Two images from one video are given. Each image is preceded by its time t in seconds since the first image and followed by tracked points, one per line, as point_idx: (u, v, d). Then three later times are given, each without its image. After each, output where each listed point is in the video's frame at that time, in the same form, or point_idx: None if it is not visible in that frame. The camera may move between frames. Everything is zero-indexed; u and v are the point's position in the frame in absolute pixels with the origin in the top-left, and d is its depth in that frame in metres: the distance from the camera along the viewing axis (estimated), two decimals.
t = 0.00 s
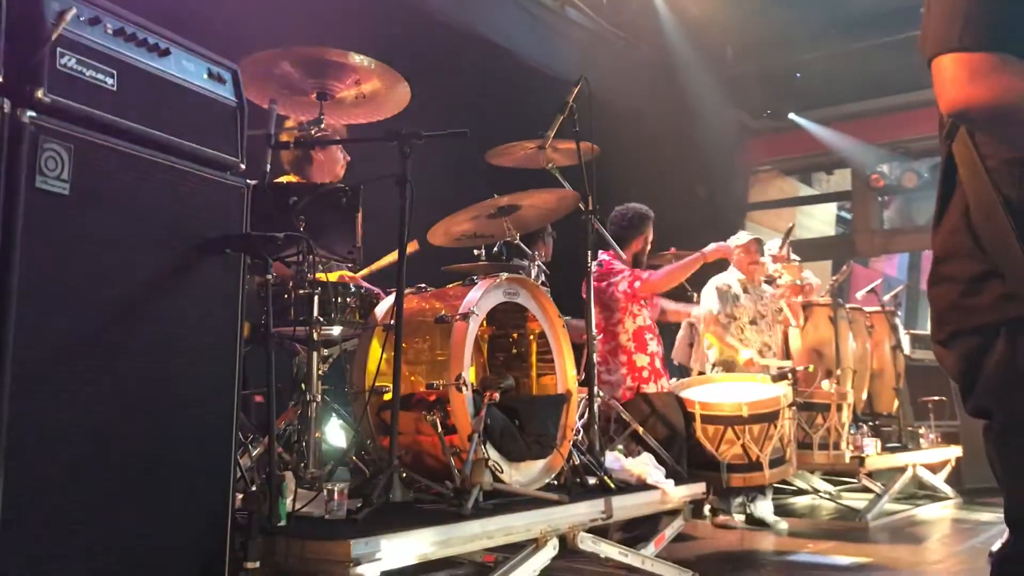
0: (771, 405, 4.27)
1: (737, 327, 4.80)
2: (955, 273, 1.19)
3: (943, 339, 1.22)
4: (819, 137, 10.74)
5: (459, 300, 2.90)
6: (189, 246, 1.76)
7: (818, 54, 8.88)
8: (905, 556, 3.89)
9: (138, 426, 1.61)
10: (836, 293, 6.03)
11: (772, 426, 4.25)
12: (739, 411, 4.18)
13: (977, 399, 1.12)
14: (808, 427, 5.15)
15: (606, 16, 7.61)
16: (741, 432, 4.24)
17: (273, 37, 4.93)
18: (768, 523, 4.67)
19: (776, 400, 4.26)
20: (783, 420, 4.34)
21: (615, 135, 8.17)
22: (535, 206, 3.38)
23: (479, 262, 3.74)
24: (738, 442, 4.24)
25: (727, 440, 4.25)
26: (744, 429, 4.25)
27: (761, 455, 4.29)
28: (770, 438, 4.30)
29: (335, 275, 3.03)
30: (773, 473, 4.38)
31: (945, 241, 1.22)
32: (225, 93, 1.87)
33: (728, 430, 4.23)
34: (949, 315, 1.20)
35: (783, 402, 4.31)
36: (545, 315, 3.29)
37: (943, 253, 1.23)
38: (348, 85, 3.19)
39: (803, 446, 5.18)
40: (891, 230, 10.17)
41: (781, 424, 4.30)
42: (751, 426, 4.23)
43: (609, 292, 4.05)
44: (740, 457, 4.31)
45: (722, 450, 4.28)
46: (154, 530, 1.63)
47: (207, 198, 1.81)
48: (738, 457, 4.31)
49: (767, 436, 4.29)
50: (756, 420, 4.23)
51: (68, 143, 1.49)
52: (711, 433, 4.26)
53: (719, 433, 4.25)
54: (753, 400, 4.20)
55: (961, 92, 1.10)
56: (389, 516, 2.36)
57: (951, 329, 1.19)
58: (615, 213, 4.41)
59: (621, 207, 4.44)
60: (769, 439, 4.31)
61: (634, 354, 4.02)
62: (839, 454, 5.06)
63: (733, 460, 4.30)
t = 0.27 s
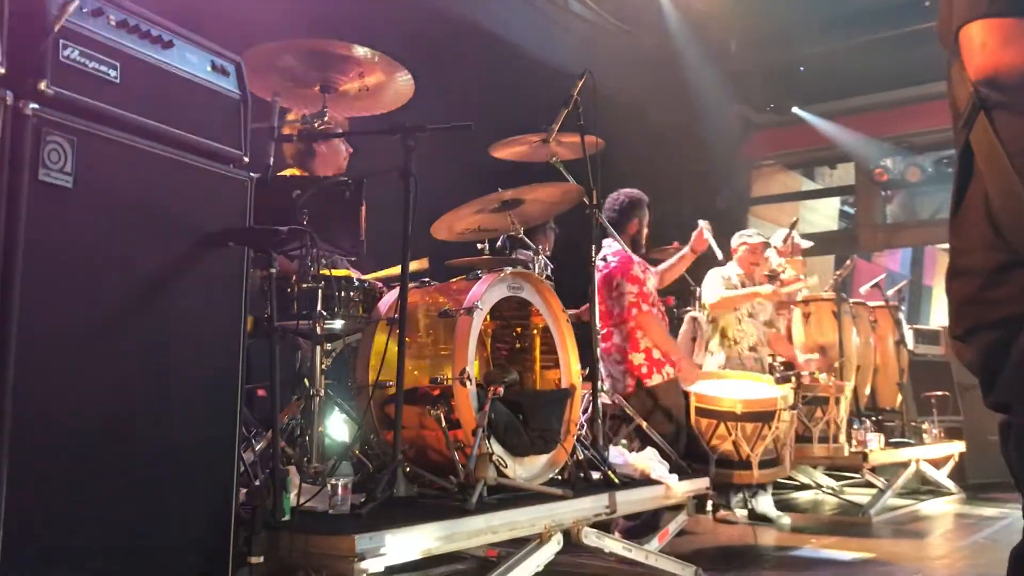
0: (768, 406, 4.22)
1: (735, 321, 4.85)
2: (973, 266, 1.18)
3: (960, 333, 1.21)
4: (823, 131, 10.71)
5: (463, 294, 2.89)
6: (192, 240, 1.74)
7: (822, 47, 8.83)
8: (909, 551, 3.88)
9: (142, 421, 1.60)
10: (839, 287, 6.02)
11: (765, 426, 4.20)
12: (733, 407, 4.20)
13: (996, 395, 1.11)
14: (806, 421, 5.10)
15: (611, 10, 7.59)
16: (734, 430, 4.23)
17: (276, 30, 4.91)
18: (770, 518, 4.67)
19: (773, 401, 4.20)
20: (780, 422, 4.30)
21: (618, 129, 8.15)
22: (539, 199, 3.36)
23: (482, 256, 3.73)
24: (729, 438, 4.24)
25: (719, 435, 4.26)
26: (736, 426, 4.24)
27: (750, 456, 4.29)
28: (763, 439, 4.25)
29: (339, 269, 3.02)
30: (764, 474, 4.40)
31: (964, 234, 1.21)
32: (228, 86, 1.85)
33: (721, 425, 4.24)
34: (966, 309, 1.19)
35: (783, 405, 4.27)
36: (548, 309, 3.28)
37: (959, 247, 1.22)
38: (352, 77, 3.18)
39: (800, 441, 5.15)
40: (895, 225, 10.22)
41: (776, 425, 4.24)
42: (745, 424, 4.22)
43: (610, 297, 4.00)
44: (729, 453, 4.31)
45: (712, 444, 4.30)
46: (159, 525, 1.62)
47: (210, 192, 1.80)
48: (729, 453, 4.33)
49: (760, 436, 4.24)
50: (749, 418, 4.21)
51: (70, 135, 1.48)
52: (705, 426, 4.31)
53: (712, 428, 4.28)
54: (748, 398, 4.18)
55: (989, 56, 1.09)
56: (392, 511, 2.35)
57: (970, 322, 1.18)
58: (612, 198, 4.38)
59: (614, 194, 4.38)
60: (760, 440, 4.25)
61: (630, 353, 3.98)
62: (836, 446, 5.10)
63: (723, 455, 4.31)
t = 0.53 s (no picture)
0: (769, 398, 4.26)
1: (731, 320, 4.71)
2: (968, 270, 1.18)
3: (960, 333, 1.21)
4: (825, 127, 10.70)
5: (466, 290, 2.89)
6: (196, 237, 1.75)
7: (826, 43, 8.81)
8: (910, 548, 3.89)
9: (146, 417, 1.61)
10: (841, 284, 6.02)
11: (766, 418, 4.25)
12: (733, 400, 4.26)
13: (997, 394, 1.12)
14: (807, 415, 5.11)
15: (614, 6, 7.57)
16: (735, 422, 4.29)
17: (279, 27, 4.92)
18: (771, 514, 4.68)
19: (773, 392, 4.24)
20: (781, 415, 4.33)
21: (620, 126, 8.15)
22: (542, 196, 3.37)
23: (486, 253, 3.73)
24: (731, 430, 4.30)
25: (721, 428, 4.33)
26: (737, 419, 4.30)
27: (754, 447, 4.28)
28: (764, 430, 4.29)
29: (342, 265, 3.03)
30: (767, 466, 4.37)
31: (961, 237, 1.21)
32: (232, 83, 1.86)
33: (722, 418, 4.31)
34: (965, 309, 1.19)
35: (783, 397, 4.30)
36: (551, 305, 3.28)
37: (957, 251, 1.22)
38: (356, 75, 3.19)
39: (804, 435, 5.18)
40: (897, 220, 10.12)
41: (778, 417, 4.28)
42: (746, 416, 4.28)
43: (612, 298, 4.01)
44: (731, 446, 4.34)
45: (714, 436, 4.35)
46: (163, 520, 1.63)
47: (214, 189, 1.80)
48: (731, 446, 4.37)
49: (762, 429, 4.28)
50: (749, 411, 4.27)
51: (75, 131, 1.49)
52: (707, 420, 4.36)
53: (714, 421, 4.34)
54: (747, 390, 4.23)
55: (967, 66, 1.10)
56: (395, 506, 2.36)
57: (969, 322, 1.18)
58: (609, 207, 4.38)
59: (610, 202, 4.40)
60: (763, 431, 4.29)
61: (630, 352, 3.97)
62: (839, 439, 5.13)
63: (725, 448, 4.34)
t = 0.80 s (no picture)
0: (766, 403, 4.19)
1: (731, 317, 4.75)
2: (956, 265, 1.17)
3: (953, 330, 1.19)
4: (826, 122, 10.69)
5: (467, 287, 2.90)
6: (197, 234, 1.75)
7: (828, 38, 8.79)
8: (911, 542, 3.89)
9: (148, 414, 1.62)
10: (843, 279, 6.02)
11: (760, 423, 4.21)
12: (731, 404, 4.18)
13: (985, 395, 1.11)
14: (809, 414, 5.12)
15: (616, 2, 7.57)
16: (727, 425, 4.24)
17: (280, 23, 4.92)
18: (773, 509, 4.68)
19: (770, 398, 4.18)
20: (776, 419, 4.29)
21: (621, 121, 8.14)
22: (542, 192, 3.37)
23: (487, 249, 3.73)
24: (724, 432, 4.25)
25: (714, 428, 4.27)
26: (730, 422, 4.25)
27: (745, 449, 4.26)
28: (758, 434, 4.26)
29: (343, 262, 3.04)
30: (756, 469, 4.35)
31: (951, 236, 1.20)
32: (232, 80, 1.86)
33: (716, 419, 4.24)
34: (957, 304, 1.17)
35: (780, 403, 4.25)
36: (552, 301, 3.29)
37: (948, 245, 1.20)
38: (356, 71, 3.19)
39: (803, 433, 5.15)
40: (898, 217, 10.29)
41: (772, 422, 4.25)
42: (740, 419, 4.23)
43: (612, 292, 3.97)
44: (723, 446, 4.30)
45: (706, 436, 4.29)
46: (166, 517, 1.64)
47: (214, 186, 1.80)
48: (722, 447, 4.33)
49: (755, 433, 4.25)
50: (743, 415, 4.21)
51: (76, 129, 1.49)
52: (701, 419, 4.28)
53: (707, 421, 4.27)
54: (746, 395, 4.16)
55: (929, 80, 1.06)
56: (397, 502, 2.36)
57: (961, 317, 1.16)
58: (614, 202, 4.37)
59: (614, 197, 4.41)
60: (755, 435, 4.26)
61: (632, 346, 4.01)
62: (842, 440, 5.07)
63: (716, 447, 4.30)
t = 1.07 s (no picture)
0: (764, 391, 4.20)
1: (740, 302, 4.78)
2: (946, 251, 1.31)
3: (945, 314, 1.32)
4: (827, 113, 10.66)
5: (468, 278, 2.90)
6: (197, 224, 1.75)
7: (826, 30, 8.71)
8: (913, 532, 3.89)
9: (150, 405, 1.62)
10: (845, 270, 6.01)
11: (758, 411, 4.19)
12: (728, 390, 4.20)
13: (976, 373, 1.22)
14: (815, 405, 5.03)
15: None
16: (725, 413, 4.24)
17: (279, 16, 4.91)
18: (775, 501, 4.67)
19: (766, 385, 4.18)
20: (775, 408, 4.27)
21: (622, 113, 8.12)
22: (543, 183, 3.37)
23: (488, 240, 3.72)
24: (722, 420, 4.25)
25: (712, 417, 4.28)
26: (728, 409, 4.24)
27: (743, 437, 4.23)
28: (755, 421, 4.23)
29: (343, 254, 3.04)
30: (755, 458, 4.33)
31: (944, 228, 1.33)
32: (230, 69, 1.85)
33: (714, 407, 4.26)
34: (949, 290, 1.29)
35: (778, 391, 4.24)
36: (553, 292, 3.28)
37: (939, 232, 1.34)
38: (355, 62, 3.18)
39: (810, 424, 5.05)
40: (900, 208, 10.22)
41: (771, 411, 4.22)
42: (739, 407, 4.22)
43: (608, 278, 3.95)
44: (721, 435, 4.28)
45: (705, 425, 4.30)
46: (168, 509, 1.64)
47: (214, 176, 1.80)
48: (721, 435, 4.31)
49: (753, 421, 4.22)
50: (740, 401, 4.19)
51: (74, 118, 1.49)
52: (700, 408, 4.30)
53: (705, 410, 4.28)
54: (743, 381, 4.17)
55: (915, 61, 1.17)
56: (399, 493, 2.36)
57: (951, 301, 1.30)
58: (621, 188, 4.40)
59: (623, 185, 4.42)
60: (751, 422, 4.23)
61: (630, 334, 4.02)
62: (848, 431, 5.02)
63: (715, 436, 4.29)
